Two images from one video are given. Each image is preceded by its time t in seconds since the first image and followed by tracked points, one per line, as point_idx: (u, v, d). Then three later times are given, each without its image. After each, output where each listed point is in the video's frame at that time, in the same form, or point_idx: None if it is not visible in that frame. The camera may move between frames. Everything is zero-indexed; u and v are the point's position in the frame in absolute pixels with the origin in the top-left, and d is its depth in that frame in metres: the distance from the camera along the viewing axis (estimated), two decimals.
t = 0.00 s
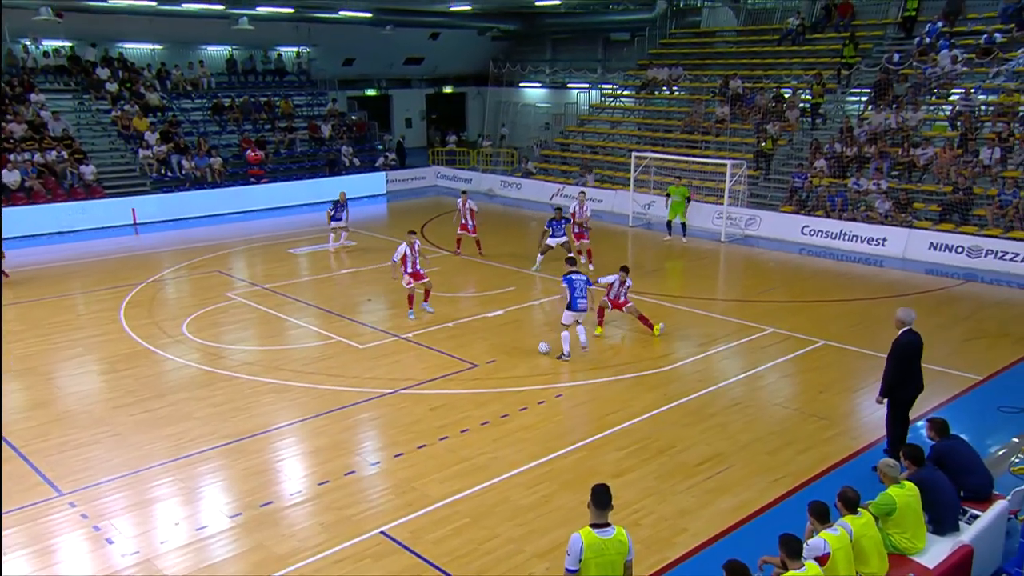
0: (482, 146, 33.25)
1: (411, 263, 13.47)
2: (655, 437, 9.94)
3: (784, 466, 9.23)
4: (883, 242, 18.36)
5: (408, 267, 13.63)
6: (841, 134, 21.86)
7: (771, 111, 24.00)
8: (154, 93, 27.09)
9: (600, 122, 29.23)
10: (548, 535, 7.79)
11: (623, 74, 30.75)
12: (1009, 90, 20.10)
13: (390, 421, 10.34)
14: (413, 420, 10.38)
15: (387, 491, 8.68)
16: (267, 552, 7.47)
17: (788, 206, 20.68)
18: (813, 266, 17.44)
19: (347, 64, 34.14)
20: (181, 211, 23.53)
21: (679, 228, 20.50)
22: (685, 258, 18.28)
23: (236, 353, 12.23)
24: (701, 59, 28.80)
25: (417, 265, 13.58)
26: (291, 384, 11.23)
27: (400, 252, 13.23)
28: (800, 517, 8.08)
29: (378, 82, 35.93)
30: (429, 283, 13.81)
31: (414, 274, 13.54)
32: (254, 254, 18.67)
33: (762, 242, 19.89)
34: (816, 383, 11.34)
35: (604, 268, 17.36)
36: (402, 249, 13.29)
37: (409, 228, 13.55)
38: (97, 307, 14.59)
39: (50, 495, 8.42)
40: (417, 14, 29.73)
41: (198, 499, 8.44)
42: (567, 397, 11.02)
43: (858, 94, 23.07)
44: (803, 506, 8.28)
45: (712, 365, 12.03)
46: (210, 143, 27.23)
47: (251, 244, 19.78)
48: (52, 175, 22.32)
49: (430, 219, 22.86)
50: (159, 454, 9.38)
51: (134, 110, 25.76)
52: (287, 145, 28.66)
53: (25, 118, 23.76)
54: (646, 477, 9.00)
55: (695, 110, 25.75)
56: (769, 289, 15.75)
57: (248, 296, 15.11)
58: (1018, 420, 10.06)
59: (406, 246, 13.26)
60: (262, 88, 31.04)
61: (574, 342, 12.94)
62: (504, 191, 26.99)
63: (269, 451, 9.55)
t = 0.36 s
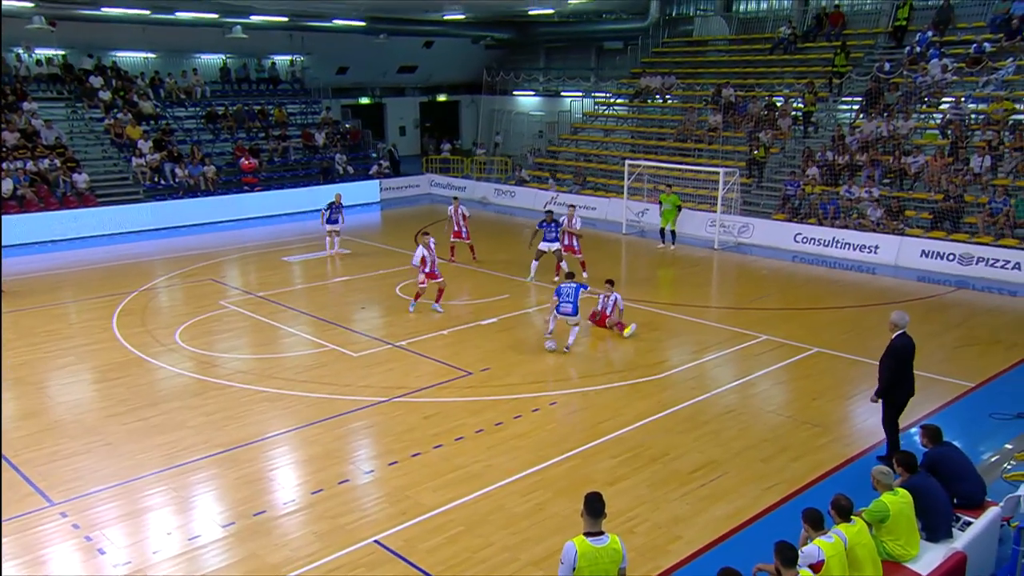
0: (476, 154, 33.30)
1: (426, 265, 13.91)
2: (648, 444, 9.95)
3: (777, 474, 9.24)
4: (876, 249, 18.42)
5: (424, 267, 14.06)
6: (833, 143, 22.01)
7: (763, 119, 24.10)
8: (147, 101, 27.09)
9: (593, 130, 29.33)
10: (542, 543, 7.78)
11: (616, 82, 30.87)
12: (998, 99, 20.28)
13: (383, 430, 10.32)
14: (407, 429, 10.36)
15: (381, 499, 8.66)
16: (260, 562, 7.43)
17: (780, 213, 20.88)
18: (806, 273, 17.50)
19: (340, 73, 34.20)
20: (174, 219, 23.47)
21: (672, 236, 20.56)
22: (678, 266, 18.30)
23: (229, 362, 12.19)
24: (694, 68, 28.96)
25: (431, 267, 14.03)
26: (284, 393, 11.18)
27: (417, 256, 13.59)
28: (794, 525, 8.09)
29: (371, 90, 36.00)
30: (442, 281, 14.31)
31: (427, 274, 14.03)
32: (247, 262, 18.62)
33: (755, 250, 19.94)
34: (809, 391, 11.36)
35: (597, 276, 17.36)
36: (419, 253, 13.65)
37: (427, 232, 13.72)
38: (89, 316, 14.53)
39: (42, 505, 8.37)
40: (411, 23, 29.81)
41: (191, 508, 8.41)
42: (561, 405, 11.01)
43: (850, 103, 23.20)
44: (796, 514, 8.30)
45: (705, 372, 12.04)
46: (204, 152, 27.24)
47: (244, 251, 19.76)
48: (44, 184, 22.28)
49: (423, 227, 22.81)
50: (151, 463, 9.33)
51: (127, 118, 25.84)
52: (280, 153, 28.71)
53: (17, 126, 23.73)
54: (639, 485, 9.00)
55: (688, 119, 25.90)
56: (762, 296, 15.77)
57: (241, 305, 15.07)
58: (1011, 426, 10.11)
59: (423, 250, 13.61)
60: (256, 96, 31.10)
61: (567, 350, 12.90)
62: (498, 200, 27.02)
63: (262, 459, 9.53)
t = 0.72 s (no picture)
0: (466, 159, 33.19)
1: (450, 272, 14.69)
2: (641, 454, 9.82)
3: (772, 483, 9.12)
4: (869, 255, 18.41)
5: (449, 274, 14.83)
6: (826, 149, 21.91)
7: (756, 125, 24.01)
8: (132, 107, 26.91)
9: (585, 136, 29.27)
10: (534, 555, 7.64)
11: (608, 87, 30.84)
12: (990, 104, 20.24)
13: (373, 440, 10.15)
14: (397, 439, 10.20)
15: (370, 511, 8.50)
16: None
17: (774, 220, 20.86)
18: (799, 280, 17.42)
19: (328, 78, 33.93)
20: (159, 226, 23.25)
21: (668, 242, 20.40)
22: (671, 272, 18.23)
23: (215, 372, 11.99)
24: (686, 73, 28.89)
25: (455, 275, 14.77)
26: (271, 403, 10.99)
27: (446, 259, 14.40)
28: (788, 534, 7.97)
29: (360, 95, 35.84)
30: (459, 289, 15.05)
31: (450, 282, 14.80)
32: (234, 269, 18.42)
33: (749, 256, 19.92)
34: (803, 398, 11.25)
35: (589, 283, 17.27)
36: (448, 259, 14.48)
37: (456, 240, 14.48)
38: (73, 325, 14.31)
39: (22, 519, 8.17)
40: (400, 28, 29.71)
41: (176, 521, 8.22)
42: (553, 414, 10.87)
43: (843, 108, 23.11)
44: (791, 523, 8.19)
45: (699, 380, 11.92)
46: (189, 157, 27.08)
47: (231, 259, 19.56)
48: (26, 191, 22.06)
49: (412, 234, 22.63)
50: (135, 475, 9.14)
51: (111, 124, 25.63)
52: (268, 159, 28.42)
53: None
54: (633, 494, 8.87)
55: (680, 124, 25.87)
56: (755, 303, 15.71)
57: (228, 313, 14.86)
58: (1006, 434, 10.02)
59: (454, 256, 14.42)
60: (242, 102, 30.92)
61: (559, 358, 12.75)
62: (489, 206, 26.88)
63: (249, 471, 9.35)
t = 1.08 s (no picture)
0: (447, 160, 32.72)
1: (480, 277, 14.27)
2: (631, 464, 9.43)
3: (767, 494, 8.75)
4: (865, 258, 18.13)
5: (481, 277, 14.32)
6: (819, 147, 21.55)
7: (748, 124, 23.65)
8: (94, 104, 26.36)
9: (571, 135, 28.87)
10: (520, 572, 7.23)
11: (595, 84, 30.48)
12: (988, 103, 20.12)
13: (351, 452, 9.70)
14: (375, 451, 9.76)
15: (347, 527, 8.06)
16: None
17: (767, 221, 20.63)
18: (792, 284, 17.10)
19: (303, 74, 33.41)
20: (124, 230, 22.65)
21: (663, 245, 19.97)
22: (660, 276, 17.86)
23: (183, 383, 11.49)
24: (676, 70, 28.53)
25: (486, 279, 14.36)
26: (242, 415, 10.51)
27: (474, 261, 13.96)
28: (783, 549, 7.61)
29: (337, 93, 35.14)
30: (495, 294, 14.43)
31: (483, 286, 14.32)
32: (205, 275, 17.89)
33: (740, 259, 19.59)
34: (797, 406, 10.90)
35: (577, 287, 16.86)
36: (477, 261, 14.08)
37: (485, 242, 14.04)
38: (35, 334, 13.76)
39: None
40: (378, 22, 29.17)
41: (142, 539, 7.76)
42: (538, 424, 10.46)
43: (837, 106, 22.89)
44: (788, 538, 7.81)
45: (689, 388, 11.55)
46: (156, 157, 26.66)
47: (201, 263, 19.05)
48: None
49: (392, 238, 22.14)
50: (97, 492, 8.65)
51: (72, 122, 25.05)
52: (240, 159, 27.96)
53: None
54: (622, 507, 8.48)
55: (669, 123, 25.50)
56: (748, 307, 15.37)
57: (198, 321, 14.35)
58: (1006, 442, 9.70)
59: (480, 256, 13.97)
60: (211, 99, 30.25)
61: (545, 365, 12.34)
62: (471, 208, 26.42)
63: (221, 486, 8.89)
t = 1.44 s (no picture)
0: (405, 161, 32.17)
1: (495, 272, 13.67)
2: (599, 476, 9.07)
3: (738, 505, 8.45)
4: (835, 261, 18.00)
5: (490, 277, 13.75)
6: (788, 147, 21.46)
7: (715, 124, 23.54)
8: (25, 103, 25.32)
9: (534, 135, 28.54)
10: None
11: (558, 83, 30.17)
12: (956, 102, 20.20)
13: (305, 469, 9.21)
14: (332, 467, 9.27)
15: (301, 548, 7.59)
16: None
17: (736, 223, 20.49)
18: (762, 287, 16.92)
19: (252, 71, 32.87)
20: (59, 236, 21.78)
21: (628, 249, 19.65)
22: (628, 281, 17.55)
23: (124, 398, 10.87)
24: (641, 68, 28.30)
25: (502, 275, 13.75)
26: (188, 432, 9.95)
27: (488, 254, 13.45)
28: (756, 562, 7.30)
29: (287, 91, 34.29)
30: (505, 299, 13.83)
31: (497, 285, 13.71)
32: (147, 283, 17.18)
33: (710, 262, 19.38)
34: (768, 414, 10.63)
35: (543, 293, 16.45)
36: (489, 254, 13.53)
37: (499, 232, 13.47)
38: None
39: None
40: (335, 18, 28.56)
41: (81, 567, 7.23)
42: (503, 436, 10.05)
43: (804, 106, 22.91)
44: (760, 550, 7.52)
45: (658, 396, 11.23)
46: (94, 158, 25.95)
47: (143, 271, 18.33)
48: None
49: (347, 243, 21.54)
50: (28, 517, 8.06)
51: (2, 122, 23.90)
52: (184, 161, 27.02)
53: None
54: (590, 521, 8.12)
55: (635, 123, 25.28)
56: (718, 312, 15.11)
57: (141, 333, 13.69)
58: (979, 447, 9.53)
59: (496, 250, 13.55)
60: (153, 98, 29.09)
61: (509, 374, 11.93)
62: (431, 211, 26.02)
63: (169, 506, 8.36)
